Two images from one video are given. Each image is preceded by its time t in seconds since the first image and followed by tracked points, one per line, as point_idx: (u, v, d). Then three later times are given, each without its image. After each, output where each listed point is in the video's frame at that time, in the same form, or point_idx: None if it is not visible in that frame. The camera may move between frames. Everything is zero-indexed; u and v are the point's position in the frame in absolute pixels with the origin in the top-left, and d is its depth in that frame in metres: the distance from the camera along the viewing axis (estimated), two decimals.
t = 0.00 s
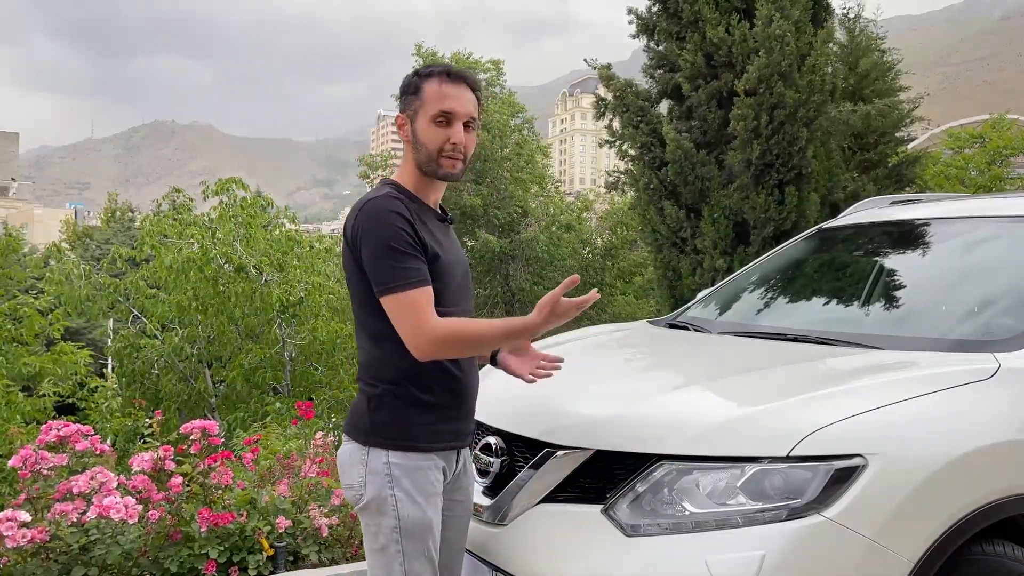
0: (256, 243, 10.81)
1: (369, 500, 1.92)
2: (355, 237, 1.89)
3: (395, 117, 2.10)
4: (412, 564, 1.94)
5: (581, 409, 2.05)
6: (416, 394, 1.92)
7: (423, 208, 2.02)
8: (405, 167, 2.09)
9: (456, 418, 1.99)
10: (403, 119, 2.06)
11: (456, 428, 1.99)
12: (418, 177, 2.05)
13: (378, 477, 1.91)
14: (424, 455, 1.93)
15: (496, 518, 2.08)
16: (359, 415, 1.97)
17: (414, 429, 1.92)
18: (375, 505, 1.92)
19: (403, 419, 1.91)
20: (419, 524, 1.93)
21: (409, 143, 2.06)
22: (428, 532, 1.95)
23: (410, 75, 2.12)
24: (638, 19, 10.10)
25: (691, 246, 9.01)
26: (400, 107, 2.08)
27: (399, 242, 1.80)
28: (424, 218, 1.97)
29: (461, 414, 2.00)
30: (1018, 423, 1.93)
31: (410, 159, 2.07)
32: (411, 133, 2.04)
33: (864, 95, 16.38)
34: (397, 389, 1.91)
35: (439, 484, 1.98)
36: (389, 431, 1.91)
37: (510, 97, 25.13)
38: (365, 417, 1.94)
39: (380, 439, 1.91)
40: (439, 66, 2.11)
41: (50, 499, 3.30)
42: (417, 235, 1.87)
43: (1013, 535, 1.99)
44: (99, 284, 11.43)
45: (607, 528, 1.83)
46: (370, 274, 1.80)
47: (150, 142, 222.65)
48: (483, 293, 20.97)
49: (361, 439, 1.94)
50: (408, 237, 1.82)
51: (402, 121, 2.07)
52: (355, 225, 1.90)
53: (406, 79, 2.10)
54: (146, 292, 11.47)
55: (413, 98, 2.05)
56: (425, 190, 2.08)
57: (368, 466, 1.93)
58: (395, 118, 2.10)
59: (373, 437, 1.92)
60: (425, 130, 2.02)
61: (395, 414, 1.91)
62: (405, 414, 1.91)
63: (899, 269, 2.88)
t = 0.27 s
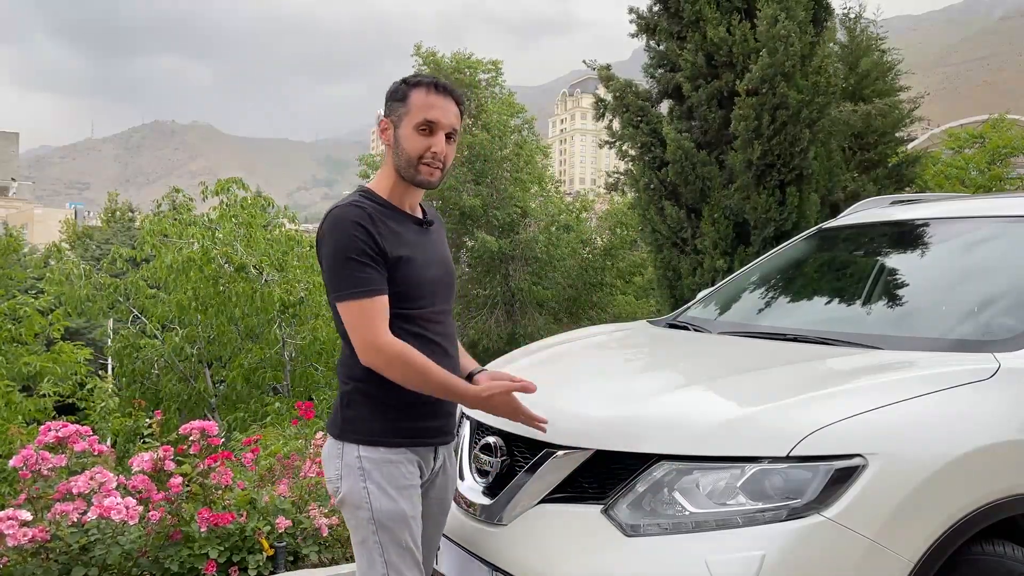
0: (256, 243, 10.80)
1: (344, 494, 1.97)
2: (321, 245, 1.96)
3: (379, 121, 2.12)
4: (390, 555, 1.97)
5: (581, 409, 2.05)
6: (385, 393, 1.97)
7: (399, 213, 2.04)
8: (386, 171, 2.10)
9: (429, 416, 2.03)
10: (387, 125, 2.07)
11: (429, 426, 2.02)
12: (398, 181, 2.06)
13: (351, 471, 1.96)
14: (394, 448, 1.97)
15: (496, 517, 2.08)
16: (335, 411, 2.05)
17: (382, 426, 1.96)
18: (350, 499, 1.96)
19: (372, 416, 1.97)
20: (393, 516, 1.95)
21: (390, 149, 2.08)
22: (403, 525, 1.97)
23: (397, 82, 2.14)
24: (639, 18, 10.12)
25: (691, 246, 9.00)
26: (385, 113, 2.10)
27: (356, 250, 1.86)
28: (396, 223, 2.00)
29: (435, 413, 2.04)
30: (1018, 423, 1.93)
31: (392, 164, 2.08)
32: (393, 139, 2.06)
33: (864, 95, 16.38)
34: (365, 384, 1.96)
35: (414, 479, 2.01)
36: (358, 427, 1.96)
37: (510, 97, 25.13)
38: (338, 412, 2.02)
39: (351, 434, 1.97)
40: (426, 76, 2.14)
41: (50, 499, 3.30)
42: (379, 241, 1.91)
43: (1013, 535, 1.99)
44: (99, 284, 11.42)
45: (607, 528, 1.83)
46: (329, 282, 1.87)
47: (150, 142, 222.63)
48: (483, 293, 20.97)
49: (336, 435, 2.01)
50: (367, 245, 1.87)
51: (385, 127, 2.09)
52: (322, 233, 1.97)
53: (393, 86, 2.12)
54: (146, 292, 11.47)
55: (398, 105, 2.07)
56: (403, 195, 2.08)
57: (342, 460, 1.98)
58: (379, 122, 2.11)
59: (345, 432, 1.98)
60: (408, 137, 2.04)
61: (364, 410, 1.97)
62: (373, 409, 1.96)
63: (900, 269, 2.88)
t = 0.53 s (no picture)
0: (256, 243, 10.78)
1: (312, 490, 2.09)
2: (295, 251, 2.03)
3: (358, 136, 2.16)
4: (355, 547, 2.08)
5: (581, 409, 2.05)
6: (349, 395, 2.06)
7: (373, 222, 2.08)
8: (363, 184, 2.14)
9: (393, 417, 2.12)
10: (364, 139, 2.11)
11: (392, 426, 2.12)
12: (374, 193, 2.10)
13: (318, 468, 2.07)
14: (357, 447, 2.07)
15: (495, 517, 2.09)
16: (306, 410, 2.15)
17: (346, 427, 2.06)
18: (317, 494, 2.08)
19: (336, 417, 2.06)
20: (357, 510, 2.07)
21: (368, 162, 2.12)
22: (368, 518, 2.09)
23: (375, 96, 2.18)
24: (639, 18, 10.15)
25: (691, 245, 8.99)
26: (363, 128, 2.14)
27: (320, 260, 1.92)
28: (366, 232, 2.05)
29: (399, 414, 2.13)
30: (1018, 423, 1.93)
31: (368, 176, 2.12)
32: (371, 153, 2.11)
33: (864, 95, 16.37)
34: (329, 388, 2.06)
35: (378, 474, 2.12)
36: (323, 427, 2.07)
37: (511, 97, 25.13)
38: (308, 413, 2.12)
39: (317, 434, 2.08)
40: (405, 91, 2.17)
41: (50, 499, 3.30)
42: (345, 250, 1.97)
43: (1013, 535, 1.99)
44: (98, 284, 11.41)
45: (606, 527, 1.83)
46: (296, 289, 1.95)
47: (150, 142, 222.60)
48: (483, 293, 20.94)
49: (305, 434, 2.12)
50: (331, 255, 1.94)
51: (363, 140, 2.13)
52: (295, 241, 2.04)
53: (371, 101, 2.15)
54: (146, 292, 11.46)
55: (376, 121, 2.11)
56: (380, 207, 2.12)
57: (310, 458, 2.10)
58: (358, 137, 2.15)
59: (312, 431, 2.09)
60: (384, 151, 2.08)
61: (329, 411, 2.07)
62: (337, 411, 2.06)
63: (901, 269, 2.88)
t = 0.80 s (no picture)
0: (257, 243, 10.78)
1: (294, 482, 2.10)
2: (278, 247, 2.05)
3: (352, 139, 2.11)
4: (332, 541, 2.07)
5: (581, 409, 2.05)
6: (329, 389, 2.07)
7: (356, 224, 2.09)
8: (352, 188, 2.12)
9: (373, 411, 2.12)
10: (359, 147, 2.08)
11: (372, 420, 2.11)
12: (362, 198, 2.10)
13: (299, 461, 2.08)
14: (337, 440, 2.07)
15: (495, 517, 2.09)
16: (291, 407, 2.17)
17: (326, 420, 2.06)
18: (298, 486, 2.09)
19: (315, 410, 2.07)
20: (334, 502, 2.07)
21: (361, 170, 2.10)
22: (345, 509, 2.08)
23: (372, 101, 2.11)
24: (641, 17, 10.14)
25: (692, 245, 8.98)
26: (358, 134, 2.09)
27: (298, 253, 1.94)
28: (348, 232, 2.06)
29: (380, 408, 2.13)
30: (1018, 423, 1.93)
31: (358, 182, 2.11)
32: (366, 163, 2.08)
33: (864, 95, 16.38)
34: (310, 382, 2.07)
35: (357, 468, 2.11)
36: (304, 421, 2.08)
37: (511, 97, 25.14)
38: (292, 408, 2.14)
39: (298, 427, 2.09)
40: (403, 103, 2.13)
41: (50, 499, 3.30)
42: (323, 244, 1.99)
43: (1013, 535, 1.99)
44: (99, 284, 11.41)
45: (605, 527, 1.83)
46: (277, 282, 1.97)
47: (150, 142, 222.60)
48: (483, 293, 20.94)
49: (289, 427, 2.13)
50: (309, 249, 1.95)
51: (358, 148, 2.09)
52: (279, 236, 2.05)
53: (367, 106, 2.09)
54: (146, 292, 11.45)
55: (374, 132, 2.06)
56: (366, 210, 2.13)
57: (292, 451, 2.11)
58: (352, 140, 2.11)
59: (294, 425, 2.10)
60: (381, 165, 2.07)
61: (310, 405, 2.08)
62: (318, 405, 2.07)
63: (901, 269, 2.88)
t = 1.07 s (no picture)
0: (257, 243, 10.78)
1: (288, 483, 2.10)
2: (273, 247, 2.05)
3: (339, 140, 2.15)
4: (326, 541, 2.07)
5: (581, 409, 2.05)
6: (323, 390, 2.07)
7: (350, 223, 2.09)
8: (342, 187, 2.14)
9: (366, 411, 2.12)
10: (345, 145, 2.11)
11: (366, 419, 2.11)
12: (351, 196, 2.10)
13: (292, 462, 2.08)
14: (330, 440, 2.07)
15: (495, 517, 2.09)
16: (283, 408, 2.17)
17: (320, 421, 2.07)
18: (292, 487, 2.09)
19: (309, 411, 2.07)
20: (328, 502, 2.07)
21: (348, 167, 2.12)
22: (340, 509, 2.08)
23: (357, 102, 2.16)
24: (641, 17, 10.14)
25: (692, 245, 8.97)
26: (344, 133, 2.12)
27: (296, 253, 1.95)
28: (342, 232, 2.06)
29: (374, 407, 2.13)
30: (1018, 423, 1.93)
31: (347, 180, 2.12)
32: (352, 159, 2.10)
33: (864, 96, 16.38)
34: (302, 385, 2.07)
35: (351, 468, 2.11)
36: (297, 421, 2.08)
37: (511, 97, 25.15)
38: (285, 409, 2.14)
39: (291, 429, 2.09)
40: (386, 99, 2.16)
41: (50, 499, 3.29)
42: (321, 245, 1.99)
43: (1013, 535, 1.99)
44: (99, 284, 11.40)
45: (605, 527, 1.83)
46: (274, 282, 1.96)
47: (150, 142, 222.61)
48: (483, 293, 20.94)
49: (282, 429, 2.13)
50: (308, 249, 1.96)
51: (344, 146, 2.12)
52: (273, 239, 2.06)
53: (352, 107, 2.14)
54: (146, 292, 11.46)
55: (358, 128, 2.10)
56: (357, 210, 2.12)
57: (286, 453, 2.11)
58: (339, 141, 2.14)
59: (287, 426, 2.10)
60: (365, 158, 2.08)
61: (304, 406, 2.08)
62: (310, 407, 2.07)
63: (901, 269, 2.88)
